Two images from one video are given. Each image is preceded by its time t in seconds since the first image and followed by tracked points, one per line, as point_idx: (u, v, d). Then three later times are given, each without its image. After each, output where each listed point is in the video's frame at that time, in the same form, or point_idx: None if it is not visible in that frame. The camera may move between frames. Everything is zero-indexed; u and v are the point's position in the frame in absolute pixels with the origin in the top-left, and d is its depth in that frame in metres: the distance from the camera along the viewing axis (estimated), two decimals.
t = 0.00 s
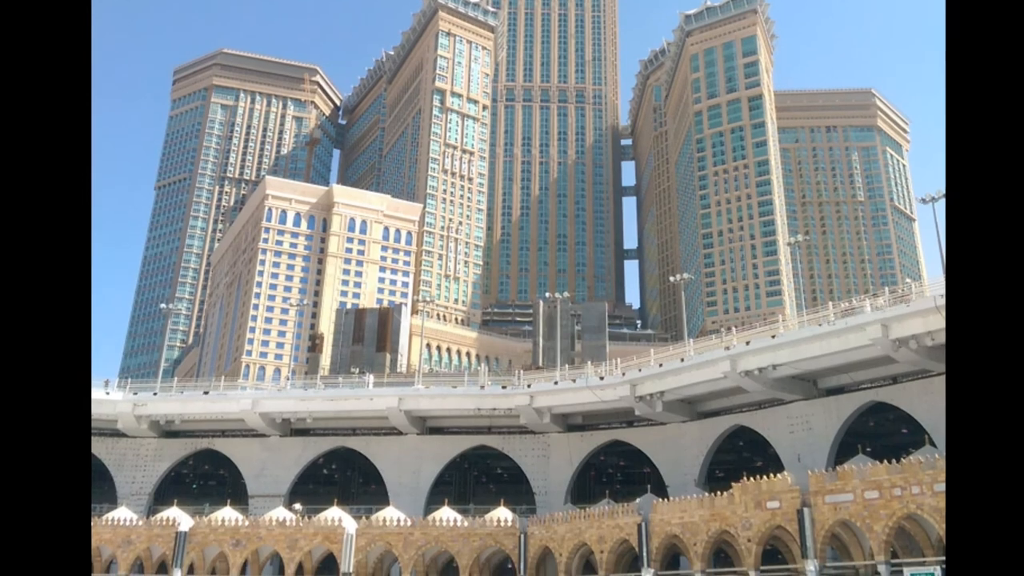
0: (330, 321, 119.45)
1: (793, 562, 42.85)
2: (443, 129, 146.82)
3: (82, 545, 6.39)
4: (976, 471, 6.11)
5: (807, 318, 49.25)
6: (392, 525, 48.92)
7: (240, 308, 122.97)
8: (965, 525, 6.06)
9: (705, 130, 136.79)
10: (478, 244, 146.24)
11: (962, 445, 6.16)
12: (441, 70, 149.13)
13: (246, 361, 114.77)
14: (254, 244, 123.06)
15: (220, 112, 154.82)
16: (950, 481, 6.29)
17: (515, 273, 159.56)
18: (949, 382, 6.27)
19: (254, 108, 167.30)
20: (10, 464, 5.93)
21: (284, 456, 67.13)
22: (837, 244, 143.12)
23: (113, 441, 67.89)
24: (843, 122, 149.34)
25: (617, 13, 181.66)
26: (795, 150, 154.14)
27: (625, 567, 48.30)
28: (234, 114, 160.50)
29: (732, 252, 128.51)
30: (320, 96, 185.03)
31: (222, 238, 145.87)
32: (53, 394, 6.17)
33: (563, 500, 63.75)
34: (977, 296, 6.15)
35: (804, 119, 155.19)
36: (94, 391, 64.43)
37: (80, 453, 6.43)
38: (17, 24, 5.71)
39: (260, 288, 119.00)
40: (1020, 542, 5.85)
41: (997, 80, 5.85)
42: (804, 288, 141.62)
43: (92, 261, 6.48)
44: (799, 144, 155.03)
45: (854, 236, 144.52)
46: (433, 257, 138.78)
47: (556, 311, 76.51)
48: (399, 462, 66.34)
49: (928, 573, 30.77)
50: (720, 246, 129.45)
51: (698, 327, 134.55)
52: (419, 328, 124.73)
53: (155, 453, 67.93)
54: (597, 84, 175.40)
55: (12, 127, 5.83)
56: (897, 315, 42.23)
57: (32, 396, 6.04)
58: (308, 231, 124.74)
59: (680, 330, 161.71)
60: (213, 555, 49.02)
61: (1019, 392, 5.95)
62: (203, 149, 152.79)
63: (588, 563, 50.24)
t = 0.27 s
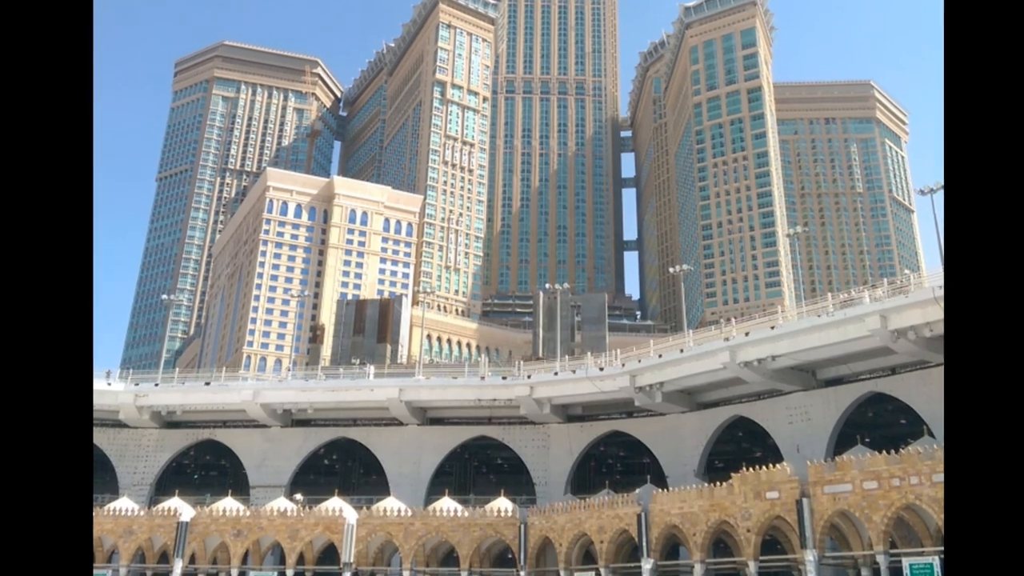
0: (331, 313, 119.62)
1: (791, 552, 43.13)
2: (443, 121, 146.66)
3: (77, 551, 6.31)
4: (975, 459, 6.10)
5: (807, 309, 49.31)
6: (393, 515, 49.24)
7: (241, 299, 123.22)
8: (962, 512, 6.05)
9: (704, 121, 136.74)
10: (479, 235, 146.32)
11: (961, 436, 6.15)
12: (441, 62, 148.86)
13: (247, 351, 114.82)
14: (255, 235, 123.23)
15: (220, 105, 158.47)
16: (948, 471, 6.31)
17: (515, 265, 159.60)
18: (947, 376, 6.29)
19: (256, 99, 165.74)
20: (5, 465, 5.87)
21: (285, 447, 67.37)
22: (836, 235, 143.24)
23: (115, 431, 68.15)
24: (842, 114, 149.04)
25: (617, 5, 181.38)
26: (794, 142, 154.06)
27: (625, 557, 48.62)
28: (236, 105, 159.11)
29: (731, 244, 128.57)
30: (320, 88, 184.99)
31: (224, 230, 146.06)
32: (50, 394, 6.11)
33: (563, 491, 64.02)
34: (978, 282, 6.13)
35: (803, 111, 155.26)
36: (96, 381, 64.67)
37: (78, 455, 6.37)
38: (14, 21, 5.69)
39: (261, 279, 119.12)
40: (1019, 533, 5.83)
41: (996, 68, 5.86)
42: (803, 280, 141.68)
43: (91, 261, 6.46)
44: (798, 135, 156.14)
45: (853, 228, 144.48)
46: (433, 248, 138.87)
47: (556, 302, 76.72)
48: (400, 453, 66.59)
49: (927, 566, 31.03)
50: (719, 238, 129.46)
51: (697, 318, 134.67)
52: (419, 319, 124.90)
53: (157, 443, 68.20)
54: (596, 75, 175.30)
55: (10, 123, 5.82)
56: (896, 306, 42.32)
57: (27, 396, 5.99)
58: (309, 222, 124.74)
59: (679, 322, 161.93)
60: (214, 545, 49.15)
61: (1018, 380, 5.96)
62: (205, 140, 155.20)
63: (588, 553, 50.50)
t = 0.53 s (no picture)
0: (332, 304, 119.69)
1: (790, 542, 43.43)
2: (444, 113, 146.44)
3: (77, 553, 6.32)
4: (975, 448, 6.15)
5: (806, 301, 49.45)
6: (393, 506, 49.51)
7: (242, 290, 123.37)
8: (963, 499, 6.14)
9: (704, 113, 136.48)
10: (479, 227, 146.30)
11: (962, 424, 6.21)
12: (442, 54, 148.51)
13: (249, 343, 114.98)
14: (256, 226, 123.32)
15: (223, 97, 159.76)
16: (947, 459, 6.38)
17: (515, 256, 159.58)
18: (943, 366, 6.39)
19: (257, 91, 164.09)
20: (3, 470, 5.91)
21: (287, 438, 67.62)
22: (835, 227, 143.28)
23: (117, 422, 68.44)
24: (841, 106, 148.73)
25: None
26: (794, 133, 153.73)
27: (624, 547, 48.92)
28: (237, 97, 160.13)
29: (731, 235, 128.46)
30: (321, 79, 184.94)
31: (224, 221, 146.08)
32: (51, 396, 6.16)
33: (563, 481, 64.28)
34: (977, 275, 6.20)
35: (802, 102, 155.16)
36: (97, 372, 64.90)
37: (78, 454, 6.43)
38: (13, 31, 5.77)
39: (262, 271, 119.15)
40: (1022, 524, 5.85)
41: (999, 62, 5.95)
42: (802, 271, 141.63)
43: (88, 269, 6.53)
44: (798, 127, 152.98)
45: (852, 219, 144.32)
46: (433, 240, 139.01)
47: (556, 293, 76.83)
48: (401, 444, 66.84)
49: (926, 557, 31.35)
50: (719, 229, 129.36)
51: (697, 309, 134.87)
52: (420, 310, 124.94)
53: (159, 434, 68.46)
54: (596, 67, 175.09)
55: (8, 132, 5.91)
56: (894, 298, 42.46)
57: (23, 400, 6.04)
58: (310, 213, 124.69)
59: (679, 313, 162.00)
60: (215, 535, 49.62)
61: (1020, 371, 6.02)
62: (206, 132, 155.89)
63: (589, 543, 50.78)
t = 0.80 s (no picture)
0: (333, 296, 119.93)
1: (789, 532, 43.67)
2: (444, 105, 146.28)
3: (79, 551, 6.24)
4: (972, 437, 6.23)
5: (805, 292, 49.58)
6: (394, 496, 49.80)
7: (243, 282, 123.55)
8: (960, 485, 6.23)
9: (704, 105, 136.35)
10: (479, 218, 146.35)
11: (959, 412, 6.29)
12: (442, 47, 148.24)
13: (249, 334, 115.14)
14: (257, 218, 123.44)
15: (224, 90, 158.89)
16: (945, 450, 6.44)
17: (515, 248, 159.61)
18: (943, 353, 6.45)
19: (258, 83, 164.88)
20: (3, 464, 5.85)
21: (288, 428, 67.86)
22: (833, 218, 143.28)
23: (118, 413, 68.70)
24: (841, 98, 148.63)
25: None
26: (792, 125, 153.15)
27: (624, 537, 49.21)
28: (238, 88, 160.16)
29: (730, 226, 128.48)
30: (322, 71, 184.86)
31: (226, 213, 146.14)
32: (49, 417, 6.07)
33: (563, 472, 64.56)
34: (975, 269, 6.25)
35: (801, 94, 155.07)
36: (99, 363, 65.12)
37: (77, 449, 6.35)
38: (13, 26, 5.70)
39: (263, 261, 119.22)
40: (1014, 498, 5.98)
41: (997, 55, 5.98)
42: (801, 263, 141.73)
43: (88, 262, 6.44)
44: (797, 119, 154.00)
45: (852, 211, 144.24)
46: (434, 231, 139.13)
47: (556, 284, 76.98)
48: (401, 435, 67.08)
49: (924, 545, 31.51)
50: (719, 220, 129.41)
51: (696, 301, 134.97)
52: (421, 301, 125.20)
53: (160, 425, 68.72)
54: (596, 59, 174.93)
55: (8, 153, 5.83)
56: (893, 289, 42.58)
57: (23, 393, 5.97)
58: (311, 205, 124.74)
59: (679, 305, 162.16)
60: (216, 525, 49.98)
61: (1017, 363, 6.09)
62: (207, 125, 156.59)
63: (588, 533, 51.05)
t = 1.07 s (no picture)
0: (334, 287, 120.12)
1: (788, 522, 43.93)
2: (444, 97, 146.09)
3: (80, 543, 6.22)
4: (972, 426, 6.25)
5: (804, 283, 49.68)
6: (395, 486, 50.04)
7: (245, 273, 123.68)
8: (960, 473, 6.27)
9: (704, 97, 136.17)
10: (479, 210, 146.30)
11: (958, 402, 6.33)
12: (442, 39, 148.01)
13: (251, 325, 115.35)
14: (258, 209, 123.51)
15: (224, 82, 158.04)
16: (944, 435, 6.50)
17: (515, 239, 159.57)
18: (940, 343, 6.51)
19: (258, 75, 165.05)
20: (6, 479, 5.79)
21: (289, 419, 68.10)
22: (832, 210, 143.34)
23: (120, 404, 68.92)
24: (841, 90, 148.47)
25: None
26: (791, 117, 152.56)
27: (624, 527, 49.47)
28: (240, 80, 160.18)
29: (729, 218, 128.44)
30: (323, 63, 184.68)
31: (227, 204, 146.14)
32: (52, 410, 6.06)
33: (563, 462, 64.80)
34: (975, 261, 6.23)
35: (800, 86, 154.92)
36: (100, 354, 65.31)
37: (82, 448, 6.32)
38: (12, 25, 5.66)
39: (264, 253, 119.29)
40: (1012, 484, 6.03)
41: (991, 38, 5.97)
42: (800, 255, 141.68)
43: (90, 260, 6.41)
44: (796, 111, 152.15)
45: (851, 203, 144.12)
46: (434, 223, 139.20)
47: (556, 276, 77.09)
48: (402, 425, 67.32)
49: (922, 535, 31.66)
50: (718, 212, 129.42)
51: (696, 292, 135.01)
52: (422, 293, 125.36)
53: (161, 416, 68.95)
54: (596, 51, 174.72)
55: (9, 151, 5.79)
56: (892, 280, 42.67)
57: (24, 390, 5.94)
58: (312, 196, 124.80)
59: (678, 296, 162.26)
60: (217, 516, 50.28)
61: (1011, 344, 6.13)
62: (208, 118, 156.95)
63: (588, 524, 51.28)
